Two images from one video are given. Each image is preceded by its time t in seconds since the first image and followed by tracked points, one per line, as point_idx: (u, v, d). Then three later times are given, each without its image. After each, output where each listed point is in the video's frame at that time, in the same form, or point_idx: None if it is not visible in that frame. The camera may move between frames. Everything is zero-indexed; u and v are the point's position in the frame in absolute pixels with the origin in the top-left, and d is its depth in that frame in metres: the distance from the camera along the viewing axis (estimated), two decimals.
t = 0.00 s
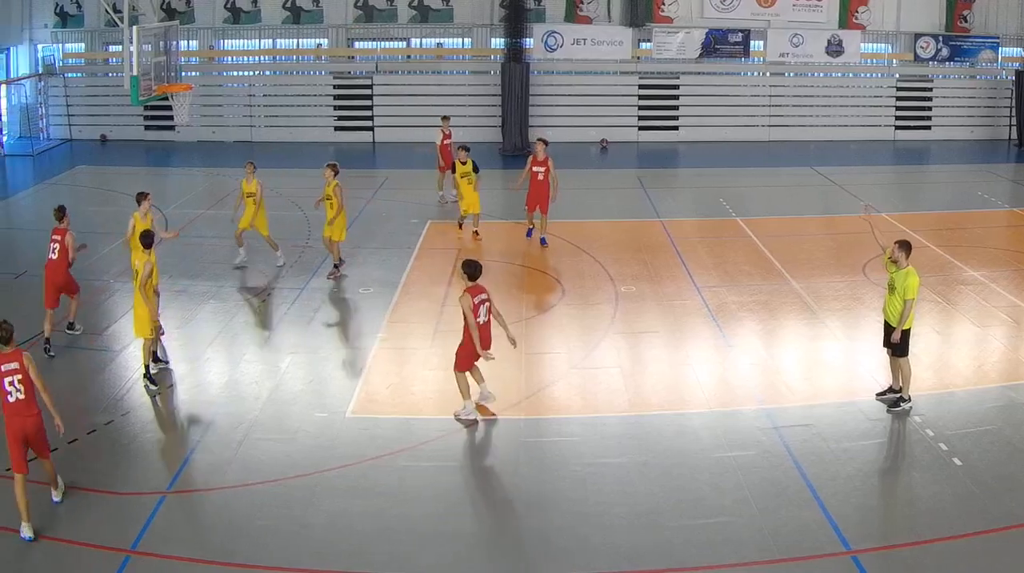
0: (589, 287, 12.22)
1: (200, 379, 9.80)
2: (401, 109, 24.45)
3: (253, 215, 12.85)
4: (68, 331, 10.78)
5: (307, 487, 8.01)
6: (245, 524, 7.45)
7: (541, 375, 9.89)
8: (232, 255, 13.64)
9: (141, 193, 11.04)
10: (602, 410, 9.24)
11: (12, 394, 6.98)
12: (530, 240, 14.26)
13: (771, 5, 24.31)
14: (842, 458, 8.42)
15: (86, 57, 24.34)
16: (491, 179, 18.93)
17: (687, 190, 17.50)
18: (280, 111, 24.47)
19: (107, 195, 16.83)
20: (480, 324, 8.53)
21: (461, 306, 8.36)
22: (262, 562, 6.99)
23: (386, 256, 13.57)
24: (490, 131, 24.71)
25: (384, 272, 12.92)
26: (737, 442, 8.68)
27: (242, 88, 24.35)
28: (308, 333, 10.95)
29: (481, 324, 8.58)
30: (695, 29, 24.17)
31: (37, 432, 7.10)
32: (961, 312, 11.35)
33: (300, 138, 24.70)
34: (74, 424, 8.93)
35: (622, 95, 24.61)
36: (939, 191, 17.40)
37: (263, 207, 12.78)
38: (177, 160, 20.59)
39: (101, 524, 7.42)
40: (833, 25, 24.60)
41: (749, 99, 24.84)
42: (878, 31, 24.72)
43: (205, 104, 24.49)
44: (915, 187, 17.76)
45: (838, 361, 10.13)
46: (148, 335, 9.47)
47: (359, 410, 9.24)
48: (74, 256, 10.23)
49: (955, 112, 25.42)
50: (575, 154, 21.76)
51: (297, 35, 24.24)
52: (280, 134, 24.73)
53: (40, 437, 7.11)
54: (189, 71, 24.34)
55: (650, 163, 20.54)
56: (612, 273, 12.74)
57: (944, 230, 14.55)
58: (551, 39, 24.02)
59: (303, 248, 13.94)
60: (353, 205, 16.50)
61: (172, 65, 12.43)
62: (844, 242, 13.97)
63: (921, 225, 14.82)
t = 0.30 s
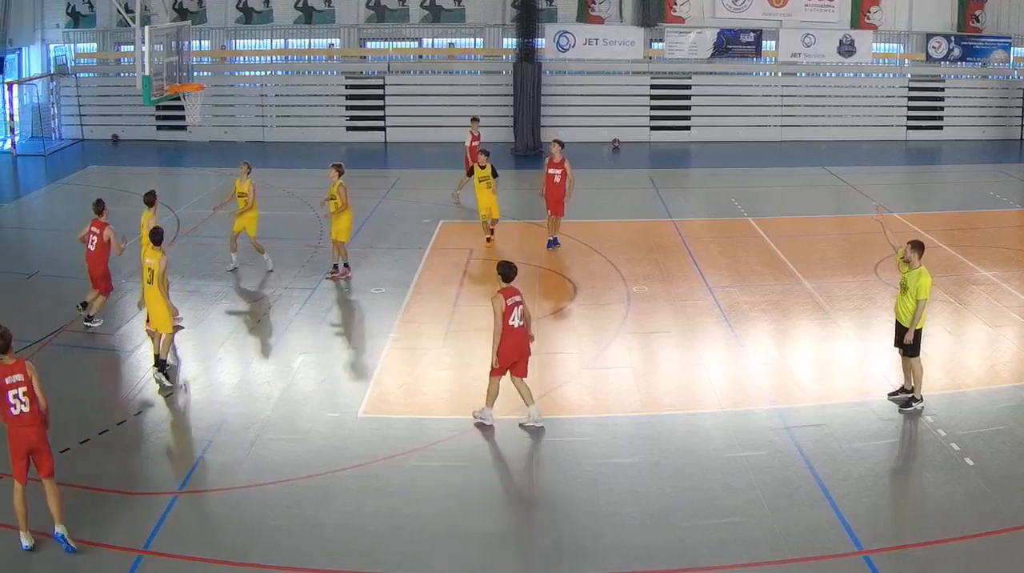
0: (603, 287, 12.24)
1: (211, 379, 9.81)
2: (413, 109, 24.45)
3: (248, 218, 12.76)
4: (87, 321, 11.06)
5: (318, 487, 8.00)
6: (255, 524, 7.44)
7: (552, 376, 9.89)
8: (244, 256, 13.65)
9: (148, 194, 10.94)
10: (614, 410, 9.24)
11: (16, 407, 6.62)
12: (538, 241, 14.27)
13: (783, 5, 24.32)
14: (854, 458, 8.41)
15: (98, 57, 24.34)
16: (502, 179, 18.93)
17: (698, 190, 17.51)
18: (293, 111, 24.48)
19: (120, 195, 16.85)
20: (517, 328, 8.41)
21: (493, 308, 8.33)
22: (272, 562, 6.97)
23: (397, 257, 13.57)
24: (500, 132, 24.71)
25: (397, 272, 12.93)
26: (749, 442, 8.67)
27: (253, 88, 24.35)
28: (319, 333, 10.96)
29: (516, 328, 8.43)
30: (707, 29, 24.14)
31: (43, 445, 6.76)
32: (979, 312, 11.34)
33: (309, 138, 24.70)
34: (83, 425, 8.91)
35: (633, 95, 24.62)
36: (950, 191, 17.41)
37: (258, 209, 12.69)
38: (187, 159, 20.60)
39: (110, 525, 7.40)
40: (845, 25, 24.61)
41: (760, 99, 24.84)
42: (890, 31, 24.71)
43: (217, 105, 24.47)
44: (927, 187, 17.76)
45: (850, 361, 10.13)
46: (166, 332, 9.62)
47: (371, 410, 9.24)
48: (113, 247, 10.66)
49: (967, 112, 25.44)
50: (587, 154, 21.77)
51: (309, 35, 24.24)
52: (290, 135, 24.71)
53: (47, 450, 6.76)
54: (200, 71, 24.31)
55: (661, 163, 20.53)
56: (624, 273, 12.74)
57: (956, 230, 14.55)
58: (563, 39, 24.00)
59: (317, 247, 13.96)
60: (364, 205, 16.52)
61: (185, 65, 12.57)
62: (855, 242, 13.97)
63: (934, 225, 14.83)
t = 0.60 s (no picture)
0: (605, 287, 12.25)
1: (213, 379, 9.81)
2: (415, 109, 24.45)
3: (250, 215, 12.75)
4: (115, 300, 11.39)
5: (321, 486, 8.00)
6: (258, 525, 7.43)
7: (555, 375, 9.90)
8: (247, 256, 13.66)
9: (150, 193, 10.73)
10: (616, 410, 9.24)
11: (35, 438, 6.50)
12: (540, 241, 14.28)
13: (785, 5, 24.33)
14: (856, 458, 8.41)
15: (101, 57, 24.36)
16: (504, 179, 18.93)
17: (700, 190, 17.51)
18: (294, 111, 24.48)
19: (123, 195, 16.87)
20: (539, 329, 8.32)
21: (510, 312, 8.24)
22: (274, 562, 6.96)
23: (400, 256, 13.57)
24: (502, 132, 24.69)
25: (400, 272, 12.93)
26: (752, 442, 8.67)
27: (255, 88, 24.36)
28: (321, 333, 10.96)
29: (536, 331, 8.33)
30: (710, 29, 24.13)
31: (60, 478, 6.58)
32: (982, 311, 11.34)
33: (310, 138, 24.69)
34: (86, 426, 8.88)
35: (636, 95, 24.63)
36: (952, 191, 17.40)
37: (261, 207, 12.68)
38: (189, 159, 20.60)
39: (114, 526, 7.40)
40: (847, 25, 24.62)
41: (762, 99, 24.86)
42: (893, 31, 24.69)
43: (219, 105, 24.49)
44: (929, 187, 17.76)
45: (852, 361, 10.13)
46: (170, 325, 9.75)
47: (373, 410, 9.24)
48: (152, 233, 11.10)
49: (968, 111, 25.43)
50: (589, 154, 21.76)
51: (311, 35, 24.23)
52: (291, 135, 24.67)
53: (63, 483, 6.57)
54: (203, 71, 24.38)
55: (664, 163, 20.54)
56: (626, 273, 12.74)
57: (959, 230, 14.55)
58: (566, 39, 23.99)
59: (319, 247, 13.97)
60: (366, 205, 16.53)
61: (188, 65, 12.59)
62: (858, 242, 13.97)
63: (937, 226, 14.83)
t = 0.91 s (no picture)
0: (605, 287, 12.25)
1: (214, 379, 9.81)
2: (415, 109, 24.46)
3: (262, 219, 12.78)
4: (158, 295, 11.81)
5: (321, 486, 8.00)
6: (259, 525, 7.43)
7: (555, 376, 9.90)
8: (248, 255, 13.68)
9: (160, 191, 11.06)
10: (617, 410, 9.24)
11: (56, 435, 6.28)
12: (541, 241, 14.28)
13: (785, 5, 24.33)
14: (856, 458, 8.40)
15: (101, 57, 24.36)
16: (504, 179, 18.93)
17: (700, 190, 17.51)
18: (295, 111, 24.49)
19: (123, 195, 16.87)
20: (558, 332, 8.25)
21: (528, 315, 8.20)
22: (275, 562, 6.96)
23: (400, 256, 13.57)
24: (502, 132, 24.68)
25: (400, 272, 12.93)
26: (752, 442, 8.67)
27: (255, 88, 24.37)
28: (322, 333, 10.96)
29: (556, 334, 8.27)
30: (710, 29, 24.13)
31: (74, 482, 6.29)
32: (982, 312, 11.34)
33: (310, 138, 24.70)
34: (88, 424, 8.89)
35: (635, 95, 24.63)
36: (952, 191, 17.40)
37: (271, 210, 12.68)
38: (190, 159, 20.60)
39: (114, 526, 7.37)
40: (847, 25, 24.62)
41: (762, 99, 24.86)
42: (893, 30, 24.69)
43: (219, 105, 24.50)
44: (929, 187, 17.76)
45: (852, 361, 10.13)
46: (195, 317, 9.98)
47: (373, 410, 9.24)
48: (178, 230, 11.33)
49: (968, 111, 25.43)
50: (589, 155, 21.76)
51: (311, 35, 24.22)
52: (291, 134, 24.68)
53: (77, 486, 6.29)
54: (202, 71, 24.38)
55: (663, 163, 20.54)
56: (627, 273, 12.74)
57: (959, 231, 14.54)
58: (566, 39, 23.98)
59: (320, 247, 13.98)
60: (366, 205, 16.53)
61: (187, 65, 12.60)
62: (858, 242, 13.97)
63: (937, 226, 14.83)
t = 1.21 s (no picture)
0: (605, 287, 12.25)
1: (215, 379, 9.82)
2: (415, 109, 24.46)
3: (267, 224, 12.75)
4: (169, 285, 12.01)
5: (321, 486, 8.00)
6: (259, 525, 7.42)
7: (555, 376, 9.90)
8: (249, 255, 13.68)
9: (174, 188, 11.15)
10: (616, 410, 9.25)
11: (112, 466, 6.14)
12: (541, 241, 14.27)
13: (785, 5, 24.33)
14: (856, 458, 8.40)
15: (101, 57, 24.36)
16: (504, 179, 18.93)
17: (700, 190, 17.51)
18: (294, 111, 24.49)
19: (123, 195, 16.86)
20: (578, 331, 8.24)
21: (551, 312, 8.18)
22: (275, 562, 6.96)
23: (400, 256, 13.57)
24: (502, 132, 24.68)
25: (400, 272, 12.93)
26: (752, 442, 8.67)
27: (255, 88, 24.37)
28: (322, 333, 10.97)
29: (577, 333, 8.26)
30: (710, 29, 24.13)
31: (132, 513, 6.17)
32: (982, 312, 11.34)
33: (310, 138, 24.70)
34: (88, 424, 8.89)
35: (635, 95, 24.63)
36: (952, 191, 17.39)
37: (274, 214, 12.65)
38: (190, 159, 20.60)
39: (115, 525, 7.30)
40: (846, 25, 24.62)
41: (762, 99, 24.86)
42: (893, 30, 24.69)
43: (219, 105, 24.49)
44: (929, 187, 17.76)
45: (852, 361, 10.13)
46: (210, 315, 10.10)
47: (373, 410, 9.24)
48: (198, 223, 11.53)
49: (968, 111, 25.43)
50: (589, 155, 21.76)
51: (311, 35, 24.23)
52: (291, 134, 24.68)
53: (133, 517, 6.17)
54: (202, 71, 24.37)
55: (663, 163, 20.54)
56: (626, 273, 12.74)
57: (959, 231, 14.54)
58: (566, 39, 23.98)
59: (320, 247, 13.97)
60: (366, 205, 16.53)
61: (188, 65, 12.61)
62: (858, 242, 13.97)
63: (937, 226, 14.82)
